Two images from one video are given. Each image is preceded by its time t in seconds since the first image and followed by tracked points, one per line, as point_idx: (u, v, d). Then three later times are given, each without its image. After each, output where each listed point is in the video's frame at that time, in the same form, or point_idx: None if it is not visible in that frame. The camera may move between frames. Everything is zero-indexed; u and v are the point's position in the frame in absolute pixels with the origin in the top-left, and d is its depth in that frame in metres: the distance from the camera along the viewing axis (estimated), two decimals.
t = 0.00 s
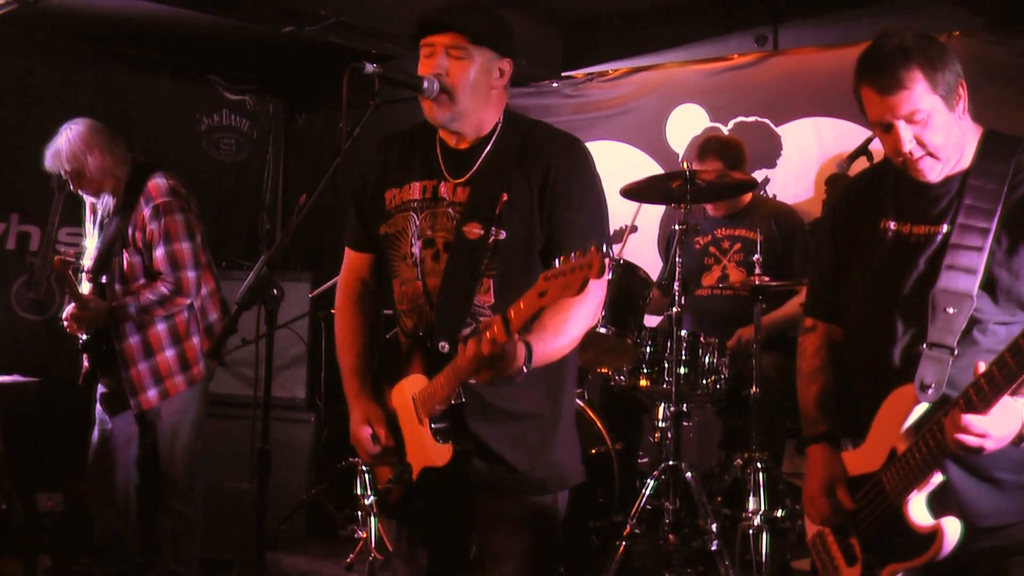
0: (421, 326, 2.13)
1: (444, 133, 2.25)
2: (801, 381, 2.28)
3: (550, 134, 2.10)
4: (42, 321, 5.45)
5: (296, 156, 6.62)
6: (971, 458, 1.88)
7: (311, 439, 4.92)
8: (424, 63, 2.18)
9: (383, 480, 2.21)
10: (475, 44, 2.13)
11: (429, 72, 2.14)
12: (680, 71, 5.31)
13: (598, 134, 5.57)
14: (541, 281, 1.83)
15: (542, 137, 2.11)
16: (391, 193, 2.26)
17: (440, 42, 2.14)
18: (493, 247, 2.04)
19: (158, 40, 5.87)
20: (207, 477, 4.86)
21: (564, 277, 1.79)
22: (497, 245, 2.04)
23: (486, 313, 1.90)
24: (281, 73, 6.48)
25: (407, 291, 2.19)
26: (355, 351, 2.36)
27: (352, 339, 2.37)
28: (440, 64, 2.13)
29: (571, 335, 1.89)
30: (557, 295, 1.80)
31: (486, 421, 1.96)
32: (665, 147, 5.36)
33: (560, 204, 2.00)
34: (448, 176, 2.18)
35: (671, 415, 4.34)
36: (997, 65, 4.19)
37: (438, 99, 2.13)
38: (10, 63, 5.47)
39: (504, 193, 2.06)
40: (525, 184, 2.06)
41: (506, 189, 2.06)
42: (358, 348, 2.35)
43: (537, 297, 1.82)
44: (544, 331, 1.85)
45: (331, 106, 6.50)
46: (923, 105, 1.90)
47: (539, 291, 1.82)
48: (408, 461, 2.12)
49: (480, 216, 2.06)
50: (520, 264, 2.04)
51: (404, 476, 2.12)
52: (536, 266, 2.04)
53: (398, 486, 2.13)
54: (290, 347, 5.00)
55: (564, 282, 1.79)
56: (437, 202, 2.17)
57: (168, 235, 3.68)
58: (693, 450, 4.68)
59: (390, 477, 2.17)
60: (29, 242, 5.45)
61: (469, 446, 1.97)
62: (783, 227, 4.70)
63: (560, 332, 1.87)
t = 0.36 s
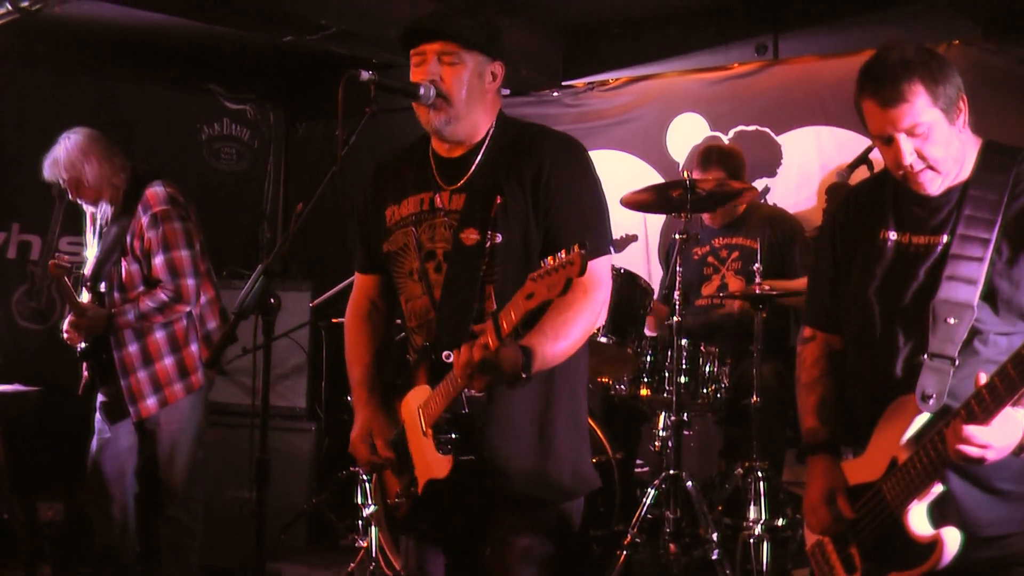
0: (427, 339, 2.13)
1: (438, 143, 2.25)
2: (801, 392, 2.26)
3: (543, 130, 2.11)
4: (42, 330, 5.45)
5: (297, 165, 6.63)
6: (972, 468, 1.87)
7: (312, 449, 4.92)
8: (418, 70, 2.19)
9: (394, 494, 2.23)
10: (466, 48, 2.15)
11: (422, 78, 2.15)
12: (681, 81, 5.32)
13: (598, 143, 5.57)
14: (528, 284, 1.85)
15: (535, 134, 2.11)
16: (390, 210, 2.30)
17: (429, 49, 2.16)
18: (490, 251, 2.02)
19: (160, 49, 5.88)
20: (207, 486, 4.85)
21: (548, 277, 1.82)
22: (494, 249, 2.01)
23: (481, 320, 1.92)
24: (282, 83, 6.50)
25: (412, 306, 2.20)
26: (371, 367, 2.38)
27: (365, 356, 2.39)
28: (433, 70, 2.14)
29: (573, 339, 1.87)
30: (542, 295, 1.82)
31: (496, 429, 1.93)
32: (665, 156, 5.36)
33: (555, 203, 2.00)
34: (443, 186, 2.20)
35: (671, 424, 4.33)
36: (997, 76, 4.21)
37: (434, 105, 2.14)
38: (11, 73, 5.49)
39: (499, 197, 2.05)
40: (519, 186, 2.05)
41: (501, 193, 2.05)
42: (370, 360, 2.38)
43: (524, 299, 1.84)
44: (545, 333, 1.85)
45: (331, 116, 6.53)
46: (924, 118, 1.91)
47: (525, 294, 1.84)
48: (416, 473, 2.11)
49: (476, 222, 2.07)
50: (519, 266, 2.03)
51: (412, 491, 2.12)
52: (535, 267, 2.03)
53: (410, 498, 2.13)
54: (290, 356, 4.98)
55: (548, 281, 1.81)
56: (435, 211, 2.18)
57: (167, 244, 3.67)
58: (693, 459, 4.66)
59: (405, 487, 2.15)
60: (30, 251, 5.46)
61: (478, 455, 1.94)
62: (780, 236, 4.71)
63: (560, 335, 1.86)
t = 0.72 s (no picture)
0: (432, 348, 2.13)
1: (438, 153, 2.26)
2: (805, 399, 2.27)
3: (543, 138, 2.12)
4: (43, 338, 5.45)
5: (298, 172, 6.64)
6: (974, 475, 1.87)
7: (313, 457, 4.91)
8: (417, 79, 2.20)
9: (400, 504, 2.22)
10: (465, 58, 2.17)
11: (424, 85, 2.15)
12: (682, 89, 5.33)
13: (600, 151, 5.57)
14: (535, 283, 1.83)
15: (535, 141, 2.12)
16: (393, 223, 2.30)
17: (430, 60, 2.17)
18: (494, 258, 2.03)
19: (162, 57, 5.91)
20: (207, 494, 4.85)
21: (556, 276, 1.79)
22: (497, 256, 2.03)
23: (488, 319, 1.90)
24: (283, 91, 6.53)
25: (416, 315, 2.20)
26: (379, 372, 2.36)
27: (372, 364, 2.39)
28: (435, 79, 2.15)
29: (579, 343, 1.88)
30: (550, 294, 1.79)
31: (501, 438, 1.93)
32: (667, 165, 5.37)
33: (556, 209, 2.00)
34: (445, 195, 2.19)
35: (672, 433, 4.33)
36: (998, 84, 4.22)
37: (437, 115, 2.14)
38: (14, 81, 5.51)
39: (500, 204, 2.05)
40: (520, 192, 2.05)
41: (502, 200, 2.06)
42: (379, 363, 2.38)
43: (531, 298, 1.82)
44: (551, 337, 1.86)
45: (332, 125, 6.55)
46: (927, 125, 1.91)
47: (533, 294, 1.82)
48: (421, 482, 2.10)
49: (478, 229, 2.06)
50: (522, 272, 2.04)
51: (418, 500, 2.12)
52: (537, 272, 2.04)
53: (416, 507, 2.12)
54: (292, 364, 5.01)
55: (556, 282, 1.79)
56: (437, 220, 2.18)
57: (167, 251, 3.67)
58: (694, 467, 4.68)
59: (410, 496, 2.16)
60: (31, 258, 5.47)
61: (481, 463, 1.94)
62: (784, 246, 4.72)
63: (567, 339, 1.86)
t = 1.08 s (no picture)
0: (441, 354, 2.12)
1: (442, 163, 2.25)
2: (810, 404, 2.26)
3: (549, 144, 2.12)
4: (48, 342, 5.46)
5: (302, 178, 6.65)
6: (978, 483, 1.87)
7: (316, 462, 4.90)
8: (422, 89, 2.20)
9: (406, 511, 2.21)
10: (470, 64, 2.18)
11: (431, 92, 2.16)
12: (686, 95, 5.33)
13: (604, 157, 5.58)
14: (544, 290, 1.84)
15: (541, 146, 2.13)
16: (399, 229, 2.30)
17: (435, 68, 2.18)
18: (500, 264, 2.02)
19: (166, 63, 5.92)
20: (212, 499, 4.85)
21: (564, 283, 1.80)
22: (504, 263, 2.02)
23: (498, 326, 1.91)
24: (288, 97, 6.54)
25: (424, 321, 2.20)
26: (382, 375, 2.36)
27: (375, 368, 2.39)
28: (440, 86, 2.16)
29: (593, 346, 1.89)
30: (558, 301, 1.80)
31: (503, 449, 1.94)
32: (671, 171, 5.37)
33: (562, 215, 2.00)
34: (451, 202, 2.19)
35: (677, 438, 4.32)
36: (1002, 90, 4.22)
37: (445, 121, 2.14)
38: (19, 87, 5.52)
39: (506, 210, 2.05)
40: (526, 199, 2.06)
41: (509, 206, 2.05)
42: (383, 368, 2.37)
43: (540, 305, 1.83)
44: (565, 343, 1.87)
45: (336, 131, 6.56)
46: (935, 132, 1.91)
47: (542, 301, 1.83)
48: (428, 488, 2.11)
49: (486, 235, 2.06)
50: (530, 278, 2.03)
51: (424, 506, 2.11)
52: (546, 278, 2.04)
53: (423, 513, 2.12)
54: (296, 371, 5.02)
55: (565, 289, 1.80)
56: (444, 226, 2.18)
57: (174, 256, 3.69)
58: (698, 473, 4.69)
59: (417, 503, 2.15)
60: (36, 264, 5.48)
61: (484, 470, 1.95)
62: (788, 253, 4.70)
63: (580, 343, 1.88)
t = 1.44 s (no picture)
0: (442, 359, 2.12)
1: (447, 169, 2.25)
2: (813, 411, 2.26)
3: (554, 154, 2.12)
4: (49, 349, 5.45)
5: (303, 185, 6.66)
6: (980, 488, 1.88)
7: (317, 469, 4.90)
8: (434, 93, 2.20)
9: (405, 516, 2.21)
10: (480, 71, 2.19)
11: (444, 97, 2.16)
12: (687, 101, 5.34)
13: (606, 164, 5.58)
14: (547, 294, 1.85)
15: (547, 155, 2.13)
16: (403, 233, 2.29)
17: (448, 73, 2.19)
18: (504, 271, 2.03)
19: (169, 69, 5.93)
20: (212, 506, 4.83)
21: (567, 287, 1.82)
22: (507, 270, 2.02)
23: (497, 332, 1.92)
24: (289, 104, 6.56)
25: (426, 326, 2.20)
26: (383, 380, 2.38)
27: (377, 372, 2.39)
28: (453, 91, 2.17)
29: (592, 353, 1.89)
30: (562, 306, 1.82)
31: (506, 452, 1.93)
32: (673, 178, 5.37)
33: (566, 223, 2.00)
34: (455, 207, 2.19)
35: (679, 445, 4.32)
36: (1004, 97, 4.24)
37: (457, 124, 2.15)
38: (22, 93, 5.52)
39: (511, 217, 2.06)
40: (531, 205, 2.06)
41: (513, 213, 2.06)
42: (382, 375, 2.38)
43: (544, 309, 1.84)
44: (565, 349, 1.86)
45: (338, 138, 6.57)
46: (941, 143, 1.91)
47: (545, 305, 1.84)
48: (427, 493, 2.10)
49: (489, 241, 2.07)
50: (533, 286, 2.03)
51: (424, 512, 2.11)
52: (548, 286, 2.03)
53: (422, 518, 2.11)
54: (296, 378, 4.99)
55: (568, 294, 1.82)
56: (447, 230, 2.18)
57: (178, 263, 3.68)
58: (699, 480, 4.59)
59: (416, 508, 2.15)
60: (38, 270, 5.46)
61: (484, 475, 1.95)
62: (789, 259, 4.72)
63: (580, 350, 1.87)
